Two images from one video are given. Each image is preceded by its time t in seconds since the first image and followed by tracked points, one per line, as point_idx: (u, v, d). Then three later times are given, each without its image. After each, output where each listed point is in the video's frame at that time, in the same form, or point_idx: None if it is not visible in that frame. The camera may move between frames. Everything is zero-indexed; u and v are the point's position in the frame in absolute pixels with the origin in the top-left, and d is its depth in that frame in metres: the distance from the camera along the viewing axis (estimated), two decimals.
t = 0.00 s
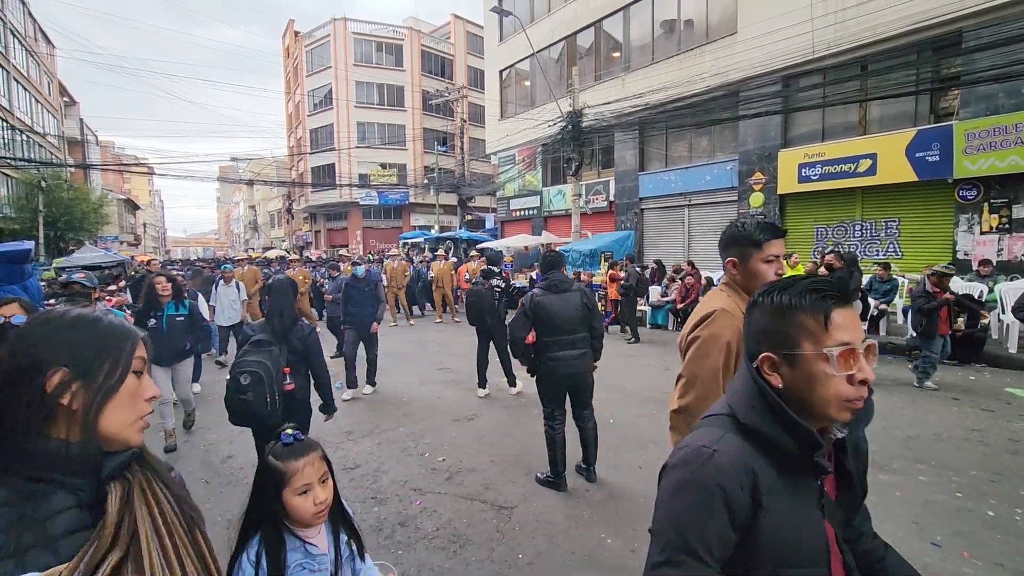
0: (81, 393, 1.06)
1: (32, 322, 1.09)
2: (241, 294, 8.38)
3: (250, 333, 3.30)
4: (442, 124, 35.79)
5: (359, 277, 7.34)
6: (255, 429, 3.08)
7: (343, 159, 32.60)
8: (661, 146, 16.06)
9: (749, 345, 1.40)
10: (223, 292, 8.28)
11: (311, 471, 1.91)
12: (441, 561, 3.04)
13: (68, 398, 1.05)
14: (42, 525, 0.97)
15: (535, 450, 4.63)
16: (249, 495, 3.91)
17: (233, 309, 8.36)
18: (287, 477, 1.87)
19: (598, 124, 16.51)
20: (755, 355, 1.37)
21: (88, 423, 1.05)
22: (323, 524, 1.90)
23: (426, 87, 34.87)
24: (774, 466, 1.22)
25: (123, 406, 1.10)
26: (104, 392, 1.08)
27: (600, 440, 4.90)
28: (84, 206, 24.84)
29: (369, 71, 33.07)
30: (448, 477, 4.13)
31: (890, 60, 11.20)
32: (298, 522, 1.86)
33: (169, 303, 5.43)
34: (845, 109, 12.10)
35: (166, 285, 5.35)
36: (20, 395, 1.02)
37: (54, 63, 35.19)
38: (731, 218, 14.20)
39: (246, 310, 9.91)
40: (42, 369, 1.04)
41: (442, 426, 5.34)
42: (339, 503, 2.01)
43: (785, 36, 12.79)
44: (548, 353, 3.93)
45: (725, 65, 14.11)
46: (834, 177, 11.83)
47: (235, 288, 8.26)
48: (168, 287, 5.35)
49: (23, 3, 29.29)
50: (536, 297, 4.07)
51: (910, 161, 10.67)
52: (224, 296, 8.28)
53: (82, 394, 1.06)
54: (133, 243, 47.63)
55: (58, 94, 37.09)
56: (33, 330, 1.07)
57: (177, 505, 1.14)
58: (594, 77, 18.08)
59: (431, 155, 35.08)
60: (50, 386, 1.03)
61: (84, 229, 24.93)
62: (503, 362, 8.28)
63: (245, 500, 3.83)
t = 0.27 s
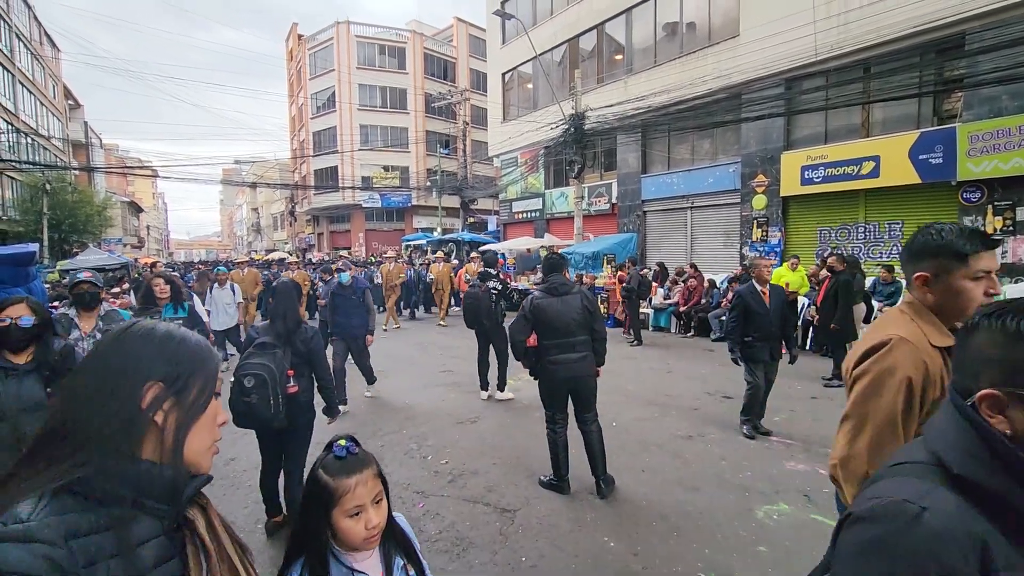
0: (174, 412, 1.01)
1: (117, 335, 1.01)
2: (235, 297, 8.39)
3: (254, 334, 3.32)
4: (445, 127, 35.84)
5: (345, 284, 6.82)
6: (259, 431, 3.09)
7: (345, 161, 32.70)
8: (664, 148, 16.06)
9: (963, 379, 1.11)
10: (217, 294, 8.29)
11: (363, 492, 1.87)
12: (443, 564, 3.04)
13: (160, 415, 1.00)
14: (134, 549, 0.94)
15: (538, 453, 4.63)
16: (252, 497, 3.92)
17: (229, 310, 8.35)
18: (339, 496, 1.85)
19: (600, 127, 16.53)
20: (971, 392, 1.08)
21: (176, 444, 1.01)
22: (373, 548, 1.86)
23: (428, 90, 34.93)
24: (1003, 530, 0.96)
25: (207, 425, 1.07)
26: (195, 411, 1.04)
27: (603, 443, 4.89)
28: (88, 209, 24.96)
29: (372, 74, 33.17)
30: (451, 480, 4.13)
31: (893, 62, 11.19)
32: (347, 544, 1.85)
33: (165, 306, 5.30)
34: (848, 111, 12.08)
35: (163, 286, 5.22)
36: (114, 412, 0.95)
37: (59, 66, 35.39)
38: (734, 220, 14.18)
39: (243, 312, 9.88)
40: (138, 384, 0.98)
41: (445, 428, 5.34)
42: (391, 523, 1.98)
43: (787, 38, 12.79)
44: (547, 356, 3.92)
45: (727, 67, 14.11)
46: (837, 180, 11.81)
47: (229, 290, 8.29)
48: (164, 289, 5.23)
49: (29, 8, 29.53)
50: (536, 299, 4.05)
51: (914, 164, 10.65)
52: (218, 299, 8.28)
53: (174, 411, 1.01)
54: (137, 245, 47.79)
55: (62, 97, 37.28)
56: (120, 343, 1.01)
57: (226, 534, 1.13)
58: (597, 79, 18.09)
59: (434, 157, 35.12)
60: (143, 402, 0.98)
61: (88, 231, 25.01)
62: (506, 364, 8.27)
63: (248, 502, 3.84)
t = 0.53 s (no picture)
0: (279, 425, 0.99)
1: (230, 358, 1.05)
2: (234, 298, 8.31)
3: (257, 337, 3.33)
4: (448, 128, 35.91)
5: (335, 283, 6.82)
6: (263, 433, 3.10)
7: (349, 163, 32.80)
8: (668, 150, 16.05)
9: None
10: (214, 296, 8.19)
11: (436, 513, 1.46)
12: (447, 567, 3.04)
13: (263, 427, 0.98)
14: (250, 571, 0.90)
15: (542, 455, 4.62)
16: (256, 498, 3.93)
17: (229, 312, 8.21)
18: (408, 518, 1.44)
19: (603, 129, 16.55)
20: None
21: (286, 463, 0.98)
22: None
23: (432, 92, 35.00)
24: None
25: (313, 444, 1.03)
26: (300, 424, 1.01)
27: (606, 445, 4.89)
28: (93, 210, 25.08)
29: (375, 76, 33.27)
30: (454, 482, 4.13)
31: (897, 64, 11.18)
32: None
33: (167, 312, 4.64)
34: (853, 112, 12.06)
35: (168, 292, 4.56)
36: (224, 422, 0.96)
37: (65, 68, 35.60)
38: (738, 222, 14.16)
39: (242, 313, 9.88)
40: (246, 395, 0.99)
41: (448, 430, 5.34)
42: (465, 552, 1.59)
43: (791, 40, 12.78)
44: (554, 360, 3.90)
45: (730, 69, 14.10)
46: (842, 182, 11.78)
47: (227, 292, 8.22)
48: (169, 295, 4.56)
49: (36, 11, 29.73)
50: (545, 302, 4.02)
51: (918, 166, 10.62)
52: (215, 301, 8.16)
53: (278, 424, 0.99)
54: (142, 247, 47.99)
55: (68, 99, 37.48)
56: (234, 364, 1.03)
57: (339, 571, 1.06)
58: (600, 81, 18.10)
59: (437, 159, 35.18)
60: (249, 413, 0.98)
61: (93, 232, 25.09)
62: (510, 366, 8.27)
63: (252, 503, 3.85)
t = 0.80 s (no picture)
0: (386, 408, 1.01)
1: (361, 353, 1.13)
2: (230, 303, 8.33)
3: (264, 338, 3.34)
4: (452, 130, 35.96)
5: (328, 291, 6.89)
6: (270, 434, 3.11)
7: (353, 165, 32.87)
8: (671, 152, 16.03)
9: None
10: (211, 300, 8.18)
11: (526, 525, 1.46)
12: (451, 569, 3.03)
13: (371, 408, 1.01)
14: (348, 558, 0.93)
15: (546, 456, 4.62)
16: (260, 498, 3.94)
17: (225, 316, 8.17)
18: (499, 530, 1.43)
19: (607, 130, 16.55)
20: None
21: (387, 458, 0.98)
22: None
23: (435, 94, 35.05)
24: None
25: (422, 436, 1.01)
26: (407, 412, 1.01)
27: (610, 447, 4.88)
28: (98, 211, 25.19)
29: (379, 77, 33.34)
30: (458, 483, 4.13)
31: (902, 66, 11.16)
32: None
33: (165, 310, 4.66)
34: (857, 114, 12.02)
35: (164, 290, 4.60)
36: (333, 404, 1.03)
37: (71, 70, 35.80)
38: (742, 223, 14.13)
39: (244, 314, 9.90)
40: (359, 379, 1.04)
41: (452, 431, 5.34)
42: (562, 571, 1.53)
43: (795, 42, 12.76)
44: (563, 363, 3.89)
45: (735, 71, 14.09)
46: (847, 183, 11.74)
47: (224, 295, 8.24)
48: (167, 293, 4.61)
49: (42, 13, 29.91)
50: (559, 303, 3.98)
51: (923, 167, 10.58)
52: (211, 304, 8.13)
53: (381, 414, 1.00)
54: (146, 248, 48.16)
55: (74, 101, 37.68)
56: (362, 358, 1.11)
57: None
58: (604, 83, 18.09)
59: (441, 160, 35.23)
60: (357, 396, 1.03)
61: (98, 233, 25.18)
62: (514, 367, 8.27)
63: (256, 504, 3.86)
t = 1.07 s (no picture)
0: (507, 440, 0.97)
1: (453, 379, 1.08)
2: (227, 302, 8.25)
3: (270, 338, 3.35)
4: (455, 131, 35.99)
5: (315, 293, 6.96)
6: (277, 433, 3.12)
7: (356, 165, 32.94)
8: (675, 153, 16.02)
9: None
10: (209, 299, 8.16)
11: None
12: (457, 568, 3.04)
13: (490, 439, 0.97)
14: None
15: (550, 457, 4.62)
16: (266, 498, 3.96)
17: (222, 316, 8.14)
18: None
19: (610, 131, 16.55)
20: None
21: (514, 490, 0.95)
22: None
23: (439, 95, 35.09)
24: None
25: (544, 468, 0.98)
26: (530, 442, 0.98)
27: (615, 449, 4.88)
28: (104, 211, 25.29)
29: (383, 78, 33.39)
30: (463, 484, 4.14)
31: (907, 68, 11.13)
32: None
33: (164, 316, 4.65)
34: (862, 116, 12.00)
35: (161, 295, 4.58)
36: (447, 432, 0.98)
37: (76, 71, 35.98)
38: (746, 225, 14.11)
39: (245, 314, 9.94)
40: (471, 404, 1.00)
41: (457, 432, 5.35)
42: None
43: (800, 44, 12.74)
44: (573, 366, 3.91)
45: (738, 72, 14.07)
46: (851, 185, 11.72)
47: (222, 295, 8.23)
48: (163, 297, 4.56)
49: (48, 14, 30.05)
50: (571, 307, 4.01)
51: (928, 169, 10.55)
52: (209, 304, 8.16)
53: (504, 444, 0.97)
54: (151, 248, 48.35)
55: (79, 102, 37.86)
56: (457, 383, 1.06)
57: None
58: (608, 84, 18.10)
59: (444, 161, 35.26)
60: (476, 424, 0.98)
61: (103, 234, 25.26)
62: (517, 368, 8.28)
63: (262, 504, 3.87)
